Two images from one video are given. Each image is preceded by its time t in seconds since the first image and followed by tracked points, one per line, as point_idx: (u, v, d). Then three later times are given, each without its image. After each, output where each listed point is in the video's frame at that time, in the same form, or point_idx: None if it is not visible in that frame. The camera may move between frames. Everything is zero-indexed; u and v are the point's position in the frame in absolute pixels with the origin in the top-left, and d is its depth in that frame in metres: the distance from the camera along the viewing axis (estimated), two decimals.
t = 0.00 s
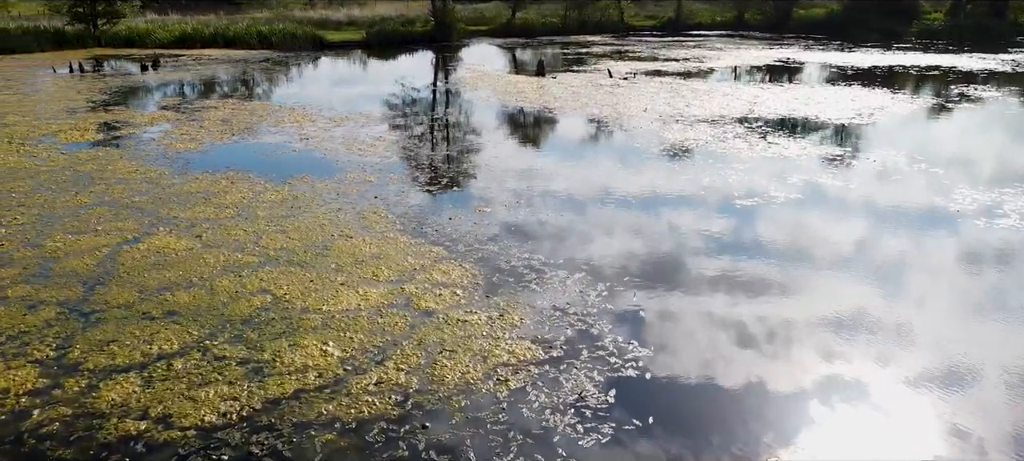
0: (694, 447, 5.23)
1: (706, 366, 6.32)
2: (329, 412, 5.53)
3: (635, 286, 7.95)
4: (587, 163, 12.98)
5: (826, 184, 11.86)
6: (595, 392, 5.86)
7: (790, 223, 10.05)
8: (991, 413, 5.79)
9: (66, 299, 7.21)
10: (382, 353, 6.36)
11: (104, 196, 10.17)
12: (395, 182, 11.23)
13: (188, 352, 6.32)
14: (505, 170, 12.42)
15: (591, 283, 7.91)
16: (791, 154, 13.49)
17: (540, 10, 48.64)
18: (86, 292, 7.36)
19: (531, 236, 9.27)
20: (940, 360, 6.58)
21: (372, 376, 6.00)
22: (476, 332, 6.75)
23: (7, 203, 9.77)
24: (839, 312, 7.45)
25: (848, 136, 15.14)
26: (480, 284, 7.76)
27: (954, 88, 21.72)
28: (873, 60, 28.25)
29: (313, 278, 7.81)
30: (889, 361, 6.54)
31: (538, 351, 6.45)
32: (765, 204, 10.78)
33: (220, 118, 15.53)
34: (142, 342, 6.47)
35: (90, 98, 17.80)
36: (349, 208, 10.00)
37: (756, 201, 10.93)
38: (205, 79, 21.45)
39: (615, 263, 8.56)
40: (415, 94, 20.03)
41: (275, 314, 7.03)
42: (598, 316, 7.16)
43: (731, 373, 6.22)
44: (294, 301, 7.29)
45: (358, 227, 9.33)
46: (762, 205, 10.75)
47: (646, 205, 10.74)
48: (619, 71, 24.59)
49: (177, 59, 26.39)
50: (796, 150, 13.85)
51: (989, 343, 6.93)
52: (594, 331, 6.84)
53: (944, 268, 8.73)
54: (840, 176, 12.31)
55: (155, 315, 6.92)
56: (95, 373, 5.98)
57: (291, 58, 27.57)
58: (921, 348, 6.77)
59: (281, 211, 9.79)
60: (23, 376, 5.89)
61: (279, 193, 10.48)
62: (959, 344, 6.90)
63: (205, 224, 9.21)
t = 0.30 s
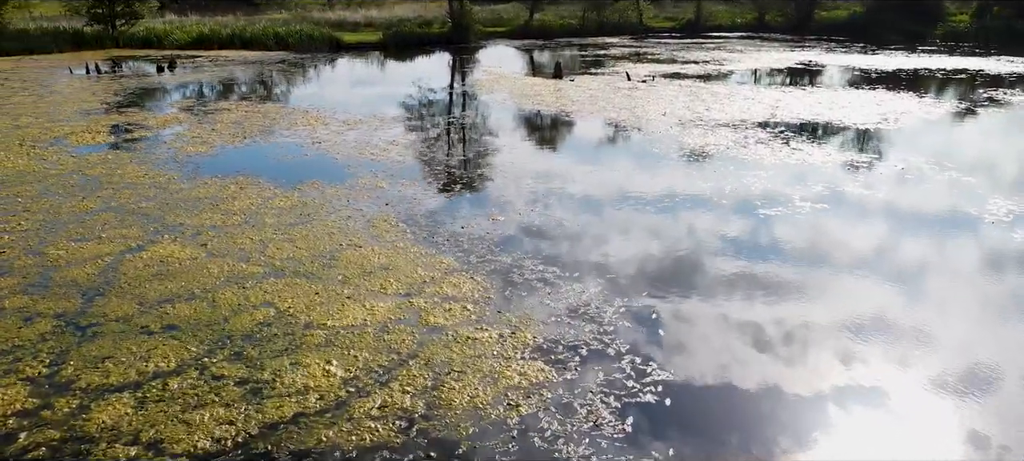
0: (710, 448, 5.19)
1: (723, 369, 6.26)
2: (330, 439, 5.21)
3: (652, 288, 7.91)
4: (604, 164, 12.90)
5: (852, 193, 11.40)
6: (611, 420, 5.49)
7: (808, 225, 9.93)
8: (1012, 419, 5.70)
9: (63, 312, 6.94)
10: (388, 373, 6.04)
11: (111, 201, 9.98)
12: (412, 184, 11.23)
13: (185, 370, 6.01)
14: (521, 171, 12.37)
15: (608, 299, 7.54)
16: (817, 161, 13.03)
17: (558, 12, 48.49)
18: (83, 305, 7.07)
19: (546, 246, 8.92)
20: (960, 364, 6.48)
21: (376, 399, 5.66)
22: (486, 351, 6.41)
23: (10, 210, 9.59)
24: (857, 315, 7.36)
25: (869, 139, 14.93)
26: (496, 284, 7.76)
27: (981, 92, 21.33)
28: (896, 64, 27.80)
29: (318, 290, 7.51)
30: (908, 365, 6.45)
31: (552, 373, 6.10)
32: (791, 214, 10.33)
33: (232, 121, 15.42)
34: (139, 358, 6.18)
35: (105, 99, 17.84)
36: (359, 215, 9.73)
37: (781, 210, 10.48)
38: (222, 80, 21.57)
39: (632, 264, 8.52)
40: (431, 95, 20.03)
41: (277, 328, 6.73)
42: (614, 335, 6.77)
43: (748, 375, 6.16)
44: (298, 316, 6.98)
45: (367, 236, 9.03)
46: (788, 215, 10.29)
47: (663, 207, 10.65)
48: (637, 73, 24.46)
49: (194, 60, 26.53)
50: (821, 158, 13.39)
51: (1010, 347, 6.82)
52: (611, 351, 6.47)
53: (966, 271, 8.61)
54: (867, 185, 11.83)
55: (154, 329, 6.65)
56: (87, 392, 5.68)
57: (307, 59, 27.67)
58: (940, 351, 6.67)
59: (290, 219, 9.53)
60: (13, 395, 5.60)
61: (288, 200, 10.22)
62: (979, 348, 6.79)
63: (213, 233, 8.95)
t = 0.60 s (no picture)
0: (726, 451, 5.14)
1: (740, 372, 6.19)
2: None
3: (668, 290, 7.84)
4: (621, 166, 12.81)
5: (881, 201, 10.97)
6: (627, 451, 5.15)
7: (828, 228, 9.79)
8: None
9: (60, 324, 6.73)
10: (393, 394, 5.74)
11: (117, 206, 9.84)
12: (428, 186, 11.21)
13: (182, 389, 5.75)
14: (538, 173, 12.30)
15: (625, 316, 7.17)
16: (843, 168, 12.62)
17: (576, 13, 48.32)
18: (80, 319, 6.83)
19: (563, 255, 8.65)
20: (981, 369, 6.37)
21: (380, 423, 5.37)
22: (497, 371, 6.09)
23: (14, 215, 9.46)
24: (876, 319, 7.25)
25: (892, 143, 14.70)
26: (513, 284, 7.73)
27: (1006, 95, 20.98)
28: (922, 67, 27.31)
29: (323, 303, 7.21)
30: (928, 370, 6.34)
31: (566, 396, 5.76)
32: (813, 220, 10.04)
33: (245, 123, 15.41)
34: (136, 374, 5.94)
35: (119, 101, 17.95)
36: (369, 222, 9.48)
37: (803, 217, 10.18)
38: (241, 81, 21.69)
39: (648, 266, 8.45)
40: (448, 97, 20.00)
41: (280, 344, 6.45)
42: (632, 355, 6.41)
43: (765, 379, 6.09)
44: (302, 330, 6.69)
45: (376, 244, 8.75)
46: (814, 226, 9.89)
47: (681, 209, 10.54)
48: (655, 75, 24.31)
49: (212, 61, 26.68)
50: (848, 164, 12.98)
51: None
52: (629, 373, 6.11)
53: (988, 276, 8.46)
54: (897, 194, 11.38)
55: (152, 343, 6.41)
56: (79, 412, 5.45)
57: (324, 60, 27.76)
58: (961, 356, 6.55)
59: (298, 226, 9.30)
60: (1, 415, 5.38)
61: (297, 206, 9.99)
62: (1001, 353, 6.67)
63: (220, 240, 8.73)
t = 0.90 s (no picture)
0: (744, 453, 5.11)
1: (757, 374, 6.12)
2: None
3: (684, 291, 7.78)
4: (638, 167, 12.71)
5: (911, 211, 10.53)
6: None
7: (847, 231, 9.65)
8: None
9: (55, 338, 6.53)
10: (398, 418, 5.44)
11: (123, 212, 9.76)
12: (444, 188, 11.19)
13: (177, 411, 5.50)
14: (554, 174, 12.23)
15: (643, 334, 6.77)
16: (869, 175, 12.19)
17: (594, 14, 48.13)
18: (75, 335, 6.59)
19: (578, 255, 8.61)
20: (1002, 375, 6.25)
21: (383, 450, 5.09)
22: (508, 395, 5.75)
23: (20, 221, 9.39)
24: (895, 323, 7.14)
25: (916, 148, 14.46)
26: (530, 285, 7.72)
27: None
28: (947, 70, 26.82)
29: (327, 318, 6.94)
30: (948, 375, 6.23)
31: (580, 424, 5.41)
32: (833, 224, 9.89)
33: (258, 126, 15.44)
34: (130, 394, 5.70)
35: (133, 102, 18.05)
36: (378, 232, 9.20)
37: (822, 220, 10.05)
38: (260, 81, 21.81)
39: (665, 268, 8.37)
40: (464, 99, 19.97)
41: (281, 362, 6.19)
42: (651, 378, 6.02)
43: (782, 381, 6.01)
44: (305, 347, 6.42)
45: (386, 254, 8.49)
46: (840, 237, 9.46)
47: (698, 211, 10.44)
48: (674, 78, 24.15)
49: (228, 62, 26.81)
50: (875, 171, 12.54)
51: None
52: (648, 398, 5.73)
53: (1011, 281, 8.30)
54: (927, 204, 10.92)
55: (149, 360, 6.19)
56: (68, 435, 5.22)
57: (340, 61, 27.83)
58: (981, 362, 6.43)
59: (306, 234, 9.09)
60: None
61: (306, 214, 9.80)
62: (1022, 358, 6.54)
63: (226, 249, 8.56)
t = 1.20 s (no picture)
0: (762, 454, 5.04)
1: (773, 378, 6.03)
2: None
3: (700, 294, 7.69)
4: (655, 169, 12.60)
5: (939, 220, 10.18)
6: None
7: (865, 235, 9.51)
8: None
9: (49, 352, 6.25)
10: (402, 444, 5.11)
11: (129, 217, 9.63)
12: (459, 190, 11.15)
13: (168, 435, 5.19)
14: (570, 176, 12.15)
15: (662, 354, 6.36)
16: (896, 183, 11.73)
17: (611, 16, 47.93)
18: (71, 350, 6.29)
19: (594, 257, 8.55)
20: None
21: None
22: (518, 420, 5.39)
23: (26, 226, 9.28)
24: (913, 327, 7.02)
25: (939, 153, 14.22)
26: (545, 287, 7.66)
27: None
28: (973, 73, 26.30)
29: (331, 334, 6.62)
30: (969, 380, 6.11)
31: (594, 454, 5.02)
32: (852, 228, 9.75)
33: (270, 129, 15.44)
34: (121, 415, 5.41)
35: (146, 104, 18.12)
36: (389, 241, 8.89)
37: (841, 224, 9.90)
38: (279, 82, 21.92)
39: (680, 269, 8.31)
40: (480, 101, 19.92)
41: (281, 381, 5.88)
42: (670, 404, 5.62)
43: (799, 385, 5.93)
44: (306, 365, 6.11)
45: (394, 266, 8.18)
46: (864, 247, 9.13)
47: (715, 213, 10.32)
48: (692, 81, 23.98)
49: (244, 63, 26.91)
50: (901, 179, 12.08)
51: None
52: (667, 426, 5.32)
53: None
54: (958, 215, 10.46)
55: (145, 376, 5.90)
56: None
57: (356, 63, 27.86)
58: (1002, 368, 6.31)
59: (314, 242, 8.85)
60: None
61: (314, 221, 9.60)
62: None
63: (232, 257, 8.31)
